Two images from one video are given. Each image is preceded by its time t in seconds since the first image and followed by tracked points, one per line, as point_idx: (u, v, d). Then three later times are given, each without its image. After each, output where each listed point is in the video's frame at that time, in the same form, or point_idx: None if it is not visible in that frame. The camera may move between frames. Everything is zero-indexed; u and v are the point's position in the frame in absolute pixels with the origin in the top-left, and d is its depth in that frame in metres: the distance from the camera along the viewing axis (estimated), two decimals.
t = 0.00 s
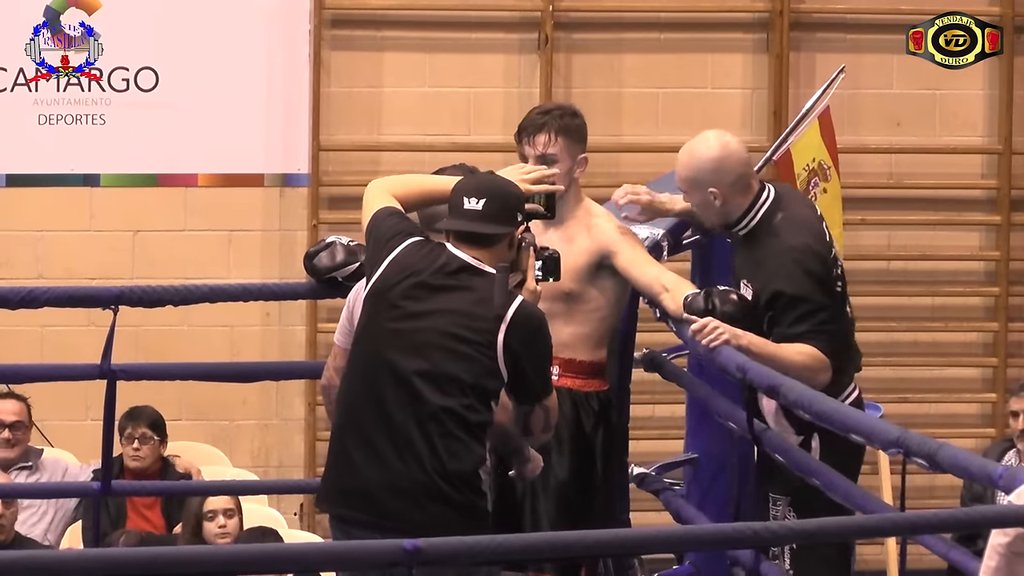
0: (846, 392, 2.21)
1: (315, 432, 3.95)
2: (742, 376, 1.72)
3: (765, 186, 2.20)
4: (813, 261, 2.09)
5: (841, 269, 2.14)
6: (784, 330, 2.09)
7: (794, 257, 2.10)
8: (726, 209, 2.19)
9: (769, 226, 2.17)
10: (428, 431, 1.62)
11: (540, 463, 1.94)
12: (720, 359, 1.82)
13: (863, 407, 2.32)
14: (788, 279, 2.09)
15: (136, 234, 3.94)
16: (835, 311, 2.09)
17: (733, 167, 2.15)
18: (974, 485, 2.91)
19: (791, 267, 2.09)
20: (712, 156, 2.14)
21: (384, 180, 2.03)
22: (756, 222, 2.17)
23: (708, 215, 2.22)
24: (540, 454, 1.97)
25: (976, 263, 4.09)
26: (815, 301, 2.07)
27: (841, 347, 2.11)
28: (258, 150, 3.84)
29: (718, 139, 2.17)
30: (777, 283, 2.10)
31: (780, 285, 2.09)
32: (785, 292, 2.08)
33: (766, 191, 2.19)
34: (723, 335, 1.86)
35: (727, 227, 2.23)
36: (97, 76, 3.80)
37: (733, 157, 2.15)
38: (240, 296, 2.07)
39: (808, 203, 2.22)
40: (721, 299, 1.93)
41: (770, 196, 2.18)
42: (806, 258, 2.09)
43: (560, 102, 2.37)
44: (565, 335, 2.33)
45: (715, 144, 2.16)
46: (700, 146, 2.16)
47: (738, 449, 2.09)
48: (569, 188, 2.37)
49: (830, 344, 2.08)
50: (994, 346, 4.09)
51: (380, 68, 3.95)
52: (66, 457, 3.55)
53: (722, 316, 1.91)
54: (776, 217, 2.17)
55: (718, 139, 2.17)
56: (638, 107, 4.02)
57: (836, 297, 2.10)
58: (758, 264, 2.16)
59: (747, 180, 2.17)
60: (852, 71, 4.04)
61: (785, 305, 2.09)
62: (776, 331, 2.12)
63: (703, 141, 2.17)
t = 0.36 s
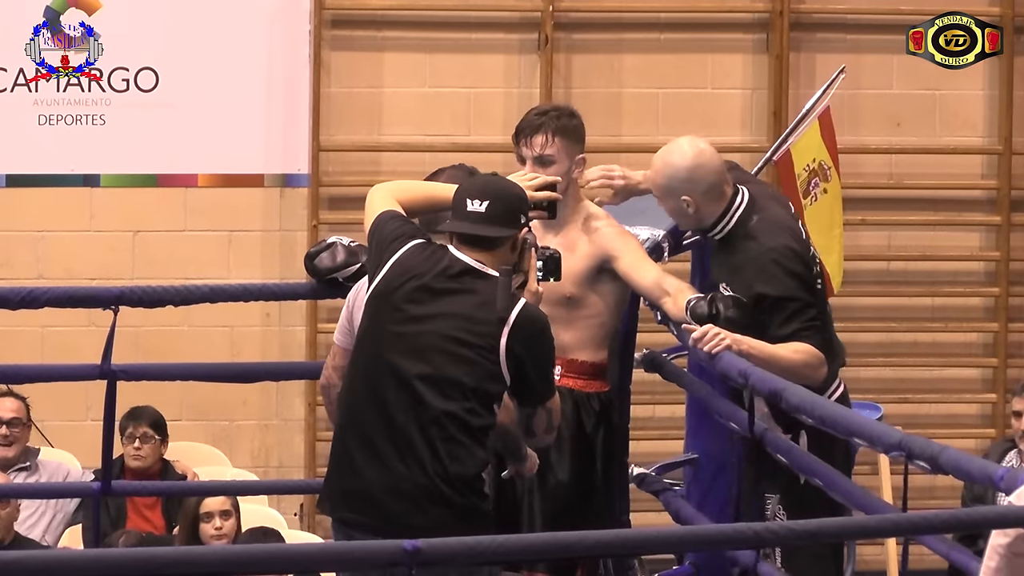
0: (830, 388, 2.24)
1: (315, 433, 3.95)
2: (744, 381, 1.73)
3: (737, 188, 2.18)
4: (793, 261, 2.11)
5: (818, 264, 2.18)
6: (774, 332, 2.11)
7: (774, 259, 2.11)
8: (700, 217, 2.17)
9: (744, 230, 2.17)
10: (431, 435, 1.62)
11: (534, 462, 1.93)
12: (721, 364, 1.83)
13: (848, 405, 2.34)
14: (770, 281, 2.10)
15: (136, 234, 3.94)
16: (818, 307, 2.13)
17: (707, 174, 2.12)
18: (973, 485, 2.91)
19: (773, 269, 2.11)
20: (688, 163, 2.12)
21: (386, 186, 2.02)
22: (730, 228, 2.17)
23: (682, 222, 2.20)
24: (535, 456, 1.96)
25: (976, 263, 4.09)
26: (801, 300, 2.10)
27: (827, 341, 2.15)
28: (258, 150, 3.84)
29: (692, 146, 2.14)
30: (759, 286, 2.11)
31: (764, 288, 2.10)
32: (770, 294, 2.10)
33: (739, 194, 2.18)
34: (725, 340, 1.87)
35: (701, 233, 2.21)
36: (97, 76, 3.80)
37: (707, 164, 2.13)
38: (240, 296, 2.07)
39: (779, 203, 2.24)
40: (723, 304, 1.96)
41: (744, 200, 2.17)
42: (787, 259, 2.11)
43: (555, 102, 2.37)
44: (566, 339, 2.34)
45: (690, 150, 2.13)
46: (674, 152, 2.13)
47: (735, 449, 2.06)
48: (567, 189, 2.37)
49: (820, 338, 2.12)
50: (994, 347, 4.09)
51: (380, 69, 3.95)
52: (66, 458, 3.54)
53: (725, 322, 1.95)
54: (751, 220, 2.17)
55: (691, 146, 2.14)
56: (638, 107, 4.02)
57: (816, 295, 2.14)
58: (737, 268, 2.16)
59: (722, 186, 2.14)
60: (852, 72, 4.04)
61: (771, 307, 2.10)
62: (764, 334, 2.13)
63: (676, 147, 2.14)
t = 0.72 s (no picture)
0: (826, 387, 2.24)
1: (315, 434, 3.95)
2: (743, 383, 1.73)
3: (722, 195, 2.19)
4: (784, 263, 2.11)
5: (808, 265, 2.18)
6: (771, 333, 2.10)
7: (765, 262, 2.11)
8: (687, 224, 2.17)
9: (733, 235, 2.17)
10: (431, 439, 1.62)
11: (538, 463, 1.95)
12: (719, 366, 1.83)
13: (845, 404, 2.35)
14: (763, 284, 2.10)
15: (136, 235, 3.95)
16: (812, 308, 2.13)
17: (691, 183, 2.11)
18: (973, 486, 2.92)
19: (764, 272, 2.10)
20: (672, 172, 2.10)
21: (385, 188, 2.02)
22: (718, 233, 2.17)
23: (669, 228, 2.20)
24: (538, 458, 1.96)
25: (975, 264, 4.09)
26: (793, 301, 2.10)
27: (822, 341, 2.15)
28: (258, 151, 3.84)
29: (676, 154, 2.13)
30: (752, 289, 2.11)
31: (755, 292, 2.10)
32: (764, 297, 2.09)
33: (726, 201, 2.18)
34: (724, 343, 1.87)
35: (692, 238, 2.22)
36: (97, 77, 3.80)
37: (691, 172, 2.11)
38: (240, 296, 2.07)
39: (766, 206, 2.24)
40: (723, 306, 1.95)
41: (730, 205, 2.18)
42: (778, 261, 2.11)
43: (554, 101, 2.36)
44: (568, 340, 2.34)
45: (674, 160, 2.11)
46: (659, 161, 2.11)
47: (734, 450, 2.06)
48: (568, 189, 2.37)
49: (815, 339, 2.12)
50: (994, 347, 4.09)
51: (380, 70, 3.96)
52: (64, 458, 3.53)
53: (722, 324, 1.95)
54: (739, 225, 2.17)
55: (676, 155, 2.13)
56: (638, 108, 4.02)
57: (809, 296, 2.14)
58: (725, 271, 2.16)
59: (706, 194, 2.14)
60: (851, 72, 4.04)
61: (766, 309, 2.10)
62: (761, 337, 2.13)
63: (660, 156, 2.12)
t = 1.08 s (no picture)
0: (827, 387, 2.24)
1: (314, 434, 3.95)
2: (744, 384, 1.73)
3: (726, 196, 2.19)
4: (786, 266, 2.12)
5: (810, 267, 2.18)
6: (773, 336, 2.11)
7: (768, 266, 2.11)
8: (690, 227, 2.17)
9: (737, 238, 2.17)
10: (429, 441, 1.62)
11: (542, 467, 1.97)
12: (722, 366, 1.83)
13: (845, 404, 2.35)
14: (765, 287, 2.11)
15: (136, 236, 3.96)
16: (814, 311, 2.14)
17: (697, 186, 2.11)
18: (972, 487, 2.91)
19: (767, 276, 2.11)
20: (678, 175, 2.10)
21: (383, 192, 2.02)
22: (722, 235, 2.17)
23: (673, 230, 2.20)
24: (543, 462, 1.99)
25: (975, 264, 4.10)
26: (795, 304, 2.10)
27: (826, 344, 2.15)
28: (257, 151, 3.84)
29: (682, 156, 2.13)
30: (754, 293, 2.11)
31: (757, 295, 2.11)
32: (766, 300, 2.10)
33: (729, 202, 2.18)
34: (727, 344, 1.87)
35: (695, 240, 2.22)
36: (97, 77, 3.80)
37: (697, 176, 2.11)
38: (240, 297, 2.07)
39: (770, 207, 2.24)
40: (725, 307, 1.96)
41: (734, 207, 2.18)
42: (779, 264, 2.11)
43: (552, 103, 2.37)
44: (568, 340, 2.34)
45: (680, 163, 2.11)
46: (664, 163, 2.11)
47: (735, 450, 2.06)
48: (568, 190, 2.36)
49: (818, 342, 2.12)
50: (993, 348, 4.09)
51: (379, 70, 3.96)
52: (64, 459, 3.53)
53: (726, 325, 1.95)
54: (742, 227, 2.17)
55: (681, 158, 2.12)
56: (637, 108, 4.02)
57: (811, 298, 2.14)
58: (728, 273, 2.16)
59: (711, 197, 2.14)
60: (851, 73, 4.04)
61: (768, 312, 2.11)
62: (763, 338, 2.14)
63: (665, 159, 2.12)
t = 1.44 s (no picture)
0: (827, 388, 2.25)
1: (313, 434, 3.96)
2: (743, 385, 1.73)
3: (733, 194, 2.19)
4: (791, 267, 2.12)
5: (813, 268, 2.19)
6: (774, 336, 2.12)
7: (772, 267, 2.12)
8: (698, 226, 2.17)
9: (743, 236, 2.17)
10: (432, 442, 1.62)
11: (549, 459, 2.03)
12: (720, 367, 1.83)
13: (845, 404, 2.35)
14: (768, 288, 2.11)
15: (135, 236, 3.96)
16: (815, 313, 2.15)
17: (705, 185, 2.11)
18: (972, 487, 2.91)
19: (771, 277, 2.11)
20: (685, 175, 2.10)
21: (385, 197, 2.01)
22: (728, 233, 2.18)
23: (680, 230, 2.20)
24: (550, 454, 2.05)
25: (974, 265, 4.10)
26: (799, 305, 2.11)
27: (826, 347, 2.16)
28: (257, 151, 3.84)
29: (689, 156, 2.13)
30: (758, 293, 2.12)
31: (761, 294, 2.11)
32: (769, 301, 2.11)
33: (736, 200, 2.18)
34: (727, 344, 1.87)
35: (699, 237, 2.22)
36: (97, 77, 3.80)
37: (704, 175, 2.11)
38: (239, 297, 2.07)
39: (774, 206, 2.25)
40: (724, 308, 1.96)
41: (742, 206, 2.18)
42: (785, 265, 2.12)
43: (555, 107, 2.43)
44: (565, 338, 2.34)
45: (687, 163, 2.11)
46: (672, 163, 2.12)
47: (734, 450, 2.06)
48: (569, 190, 2.36)
49: (819, 345, 2.13)
50: (993, 348, 4.09)
51: (379, 70, 3.96)
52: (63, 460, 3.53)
53: (725, 326, 1.95)
54: (749, 226, 2.18)
55: (689, 158, 2.13)
56: (637, 108, 4.02)
57: (813, 299, 2.15)
58: (732, 270, 2.17)
59: (719, 196, 2.13)
60: (851, 73, 4.04)
61: (770, 313, 2.11)
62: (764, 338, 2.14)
63: (672, 159, 2.13)
